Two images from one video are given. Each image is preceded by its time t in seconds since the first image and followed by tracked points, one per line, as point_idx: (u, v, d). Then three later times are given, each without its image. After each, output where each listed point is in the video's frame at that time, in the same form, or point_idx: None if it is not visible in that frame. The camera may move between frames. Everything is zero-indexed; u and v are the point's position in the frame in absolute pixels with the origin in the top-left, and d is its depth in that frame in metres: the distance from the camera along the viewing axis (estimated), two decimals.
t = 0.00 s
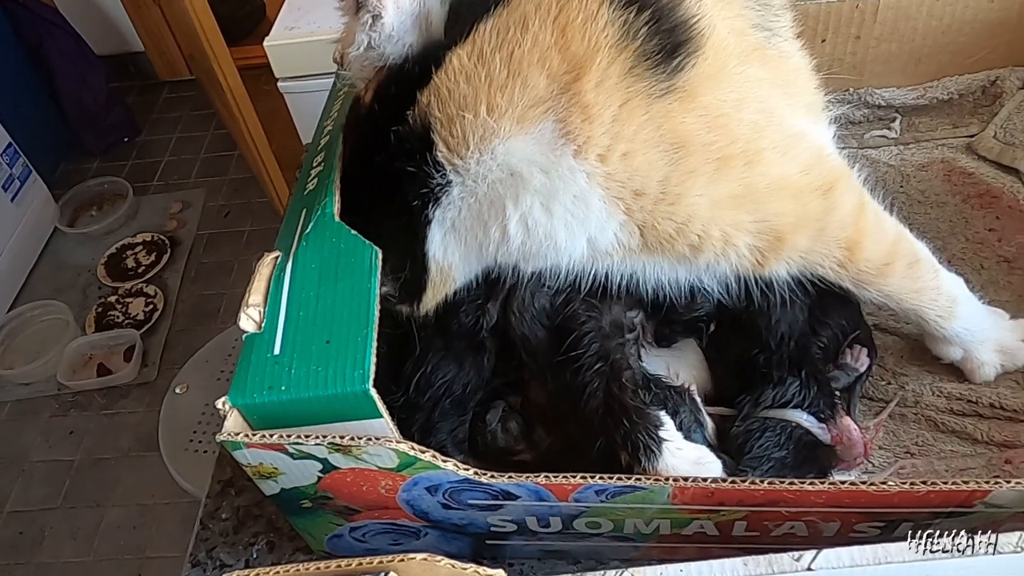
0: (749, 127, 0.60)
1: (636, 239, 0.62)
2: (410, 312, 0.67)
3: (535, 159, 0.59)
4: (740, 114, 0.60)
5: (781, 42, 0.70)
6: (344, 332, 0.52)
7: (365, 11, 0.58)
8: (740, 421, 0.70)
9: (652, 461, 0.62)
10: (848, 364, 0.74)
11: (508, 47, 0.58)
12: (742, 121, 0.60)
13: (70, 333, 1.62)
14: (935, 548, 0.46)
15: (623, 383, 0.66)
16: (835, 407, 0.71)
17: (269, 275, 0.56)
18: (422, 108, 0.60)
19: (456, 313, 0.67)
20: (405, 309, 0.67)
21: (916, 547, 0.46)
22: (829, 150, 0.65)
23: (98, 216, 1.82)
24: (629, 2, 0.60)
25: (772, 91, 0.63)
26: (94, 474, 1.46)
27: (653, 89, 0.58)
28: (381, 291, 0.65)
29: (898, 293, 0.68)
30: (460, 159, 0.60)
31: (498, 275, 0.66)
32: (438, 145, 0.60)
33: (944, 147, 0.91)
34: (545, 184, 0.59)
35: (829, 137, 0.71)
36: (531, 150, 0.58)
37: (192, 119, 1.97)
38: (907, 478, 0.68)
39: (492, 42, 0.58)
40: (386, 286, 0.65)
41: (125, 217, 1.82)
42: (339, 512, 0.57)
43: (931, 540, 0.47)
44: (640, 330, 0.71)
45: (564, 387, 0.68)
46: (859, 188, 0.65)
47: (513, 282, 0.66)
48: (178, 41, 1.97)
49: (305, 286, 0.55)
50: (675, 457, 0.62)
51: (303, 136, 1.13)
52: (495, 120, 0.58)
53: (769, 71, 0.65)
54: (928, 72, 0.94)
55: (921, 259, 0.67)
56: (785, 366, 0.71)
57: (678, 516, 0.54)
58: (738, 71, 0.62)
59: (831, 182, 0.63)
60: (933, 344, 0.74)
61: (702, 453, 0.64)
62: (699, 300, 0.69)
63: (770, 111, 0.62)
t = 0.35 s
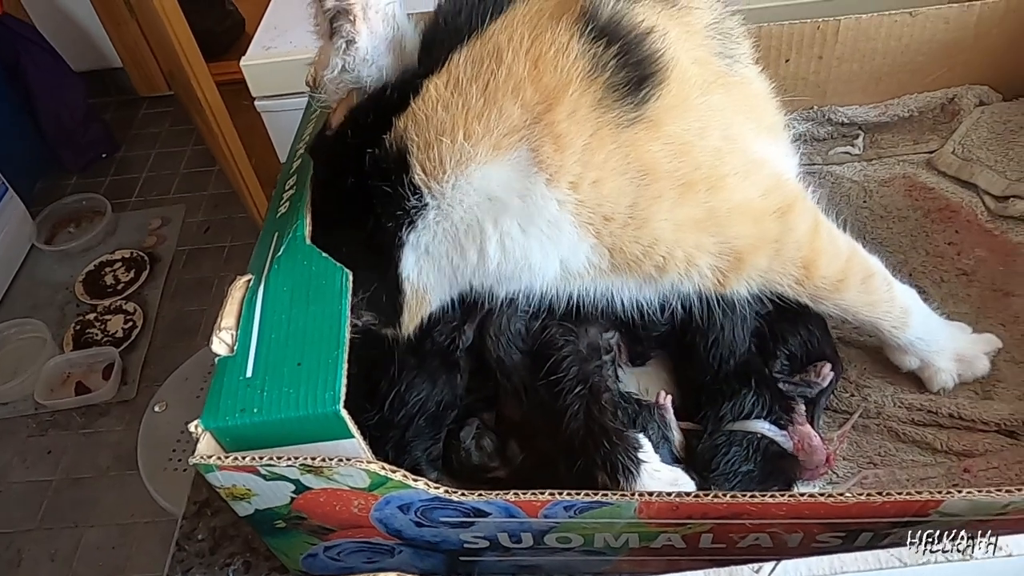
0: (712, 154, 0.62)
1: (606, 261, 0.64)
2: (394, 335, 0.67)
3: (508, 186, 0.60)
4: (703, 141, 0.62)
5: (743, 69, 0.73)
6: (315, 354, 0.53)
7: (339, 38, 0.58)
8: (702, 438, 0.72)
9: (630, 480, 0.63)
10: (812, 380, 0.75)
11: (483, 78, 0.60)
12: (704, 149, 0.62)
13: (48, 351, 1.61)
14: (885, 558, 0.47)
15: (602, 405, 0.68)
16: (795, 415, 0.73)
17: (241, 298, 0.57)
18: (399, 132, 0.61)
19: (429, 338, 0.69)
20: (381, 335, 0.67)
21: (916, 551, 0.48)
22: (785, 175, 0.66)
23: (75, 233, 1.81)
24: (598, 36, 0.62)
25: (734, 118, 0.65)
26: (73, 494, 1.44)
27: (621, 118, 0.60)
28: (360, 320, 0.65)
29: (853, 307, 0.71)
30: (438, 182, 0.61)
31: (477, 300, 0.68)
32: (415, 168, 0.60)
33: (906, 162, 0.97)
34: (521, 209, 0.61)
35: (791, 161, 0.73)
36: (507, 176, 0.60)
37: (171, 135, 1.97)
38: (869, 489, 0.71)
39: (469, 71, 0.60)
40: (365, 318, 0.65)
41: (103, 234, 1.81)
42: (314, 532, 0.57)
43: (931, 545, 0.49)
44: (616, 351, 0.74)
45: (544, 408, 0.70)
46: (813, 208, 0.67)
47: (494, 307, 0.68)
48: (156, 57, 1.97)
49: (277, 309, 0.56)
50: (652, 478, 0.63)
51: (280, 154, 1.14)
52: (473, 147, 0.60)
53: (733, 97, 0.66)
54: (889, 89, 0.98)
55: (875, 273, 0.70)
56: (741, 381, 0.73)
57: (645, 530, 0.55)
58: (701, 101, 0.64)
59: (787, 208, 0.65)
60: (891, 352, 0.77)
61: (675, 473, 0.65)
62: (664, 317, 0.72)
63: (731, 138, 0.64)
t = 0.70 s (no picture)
0: (710, 161, 0.63)
1: (605, 269, 0.64)
2: (399, 349, 0.68)
3: (507, 193, 0.60)
4: (702, 148, 0.63)
5: (739, 79, 0.74)
6: (309, 371, 0.53)
7: (326, 59, 0.60)
8: (700, 453, 0.71)
9: (623, 485, 0.63)
10: (800, 390, 0.76)
11: (482, 85, 0.61)
12: (703, 154, 0.63)
13: (40, 361, 1.60)
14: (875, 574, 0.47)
15: (594, 410, 0.68)
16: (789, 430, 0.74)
17: (236, 313, 0.58)
18: (399, 142, 0.62)
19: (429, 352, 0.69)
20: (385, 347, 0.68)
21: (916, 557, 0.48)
22: (779, 185, 0.67)
23: (69, 243, 1.81)
24: (596, 43, 0.63)
25: (729, 128, 0.66)
26: (65, 506, 1.42)
27: (621, 124, 0.61)
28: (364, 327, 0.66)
29: (848, 316, 0.71)
30: (438, 191, 0.61)
31: (478, 307, 0.68)
32: (416, 178, 0.61)
33: (895, 175, 0.98)
34: (518, 216, 0.61)
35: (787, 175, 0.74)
36: (506, 183, 0.60)
37: (165, 145, 1.96)
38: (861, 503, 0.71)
39: (468, 79, 0.61)
40: (370, 327, 0.66)
41: (97, 244, 1.81)
42: (308, 547, 0.57)
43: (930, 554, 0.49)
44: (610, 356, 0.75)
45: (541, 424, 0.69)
46: (809, 219, 0.68)
47: (496, 313, 0.69)
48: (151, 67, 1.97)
49: (273, 326, 0.56)
50: (645, 483, 0.63)
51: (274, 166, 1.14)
52: (472, 154, 0.60)
53: (728, 107, 0.68)
54: (879, 102, 0.99)
55: (869, 284, 0.71)
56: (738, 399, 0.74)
57: (638, 544, 0.55)
58: (699, 107, 0.65)
59: (784, 215, 0.65)
60: (883, 365, 0.78)
61: (669, 479, 0.64)
62: (662, 326, 0.72)
63: (729, 145, 0.65)
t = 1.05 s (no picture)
0: (705, 153, 0.63)
1: (597, 259, 0.64)
2: (398, 337, 0.67)
3: (497, 178, 0.60)
4: (697, 140, 0.63)
5: (736, 74, 0.74)
6: (303, 373, 0.52)
7: (332, 52, 0.61)
8: (701, 451, 0.71)
9: (627, 477, 0.64)
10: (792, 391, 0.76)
11: (474, 71, 0.61)
12: (698, 146, 0.63)
13: (36, 358, 1.59)
14: None
15: (597, 399, 0.67)
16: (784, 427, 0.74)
17: (229, 314, 0.57)
18: (391, 127, 0.62)
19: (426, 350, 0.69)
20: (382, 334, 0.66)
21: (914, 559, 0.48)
22: (777, 181, 0.67)
23: (64, 239, 1.80)
24: (590, 32, 0.63)
25: (725, 121, 0.66)
26: (62, 503, 1.41)
27: (613, 113, 0.61)
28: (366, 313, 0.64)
29: (846, 316, 0.70)
30: (428, 176, 0.61)
31: (472, 298, 0.67)
32: (407, 162, 0.61)
33: (893, 172, 0.98)
34: (508, 202, 0.61)
35: (783, 169, 0.74)
36: (495, 168, 0.60)
37: (160, 140, 1.95)
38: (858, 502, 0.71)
39: (460, 65, 0.62)
40: (374, 308, 0.64)
41: (92, 240, 1.80)
42: (302, 549, 0.57)
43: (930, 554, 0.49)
44: (611, 348, 0.73)
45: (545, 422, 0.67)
46: (806, 217, 0.67)
47: (492, 303, 0.68)
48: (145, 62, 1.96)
49: (265, 326, 0.56)
50: (651, 474, 0.64)
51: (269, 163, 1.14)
52: (462, 140, 0.60)
53: (724, 99, 0.68)
54: (877, 98, 0.98)
55: (868, 284, 0.70)
56: (739, 399, 0.73)
57: (635, 545, 0.55)
58: (694, 99, 0.65)
59: (780, 210, 0.65)
60: (884, 366, 0.77)
61: (672, 471, 0.66)
62: (661, 321, 0.72)
63: (725, 138, 0.65)
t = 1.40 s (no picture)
0: (696, 142, 0.62)
1: (584, 249, 0.62)
2: (390, 328, 0.67)
3: (483, 164, 0.59)
4: (687, 129, 0.62)
5: (731, 69, 0.73)
6: (296, 375, 0.52)
7: (333, 45, 0.60)
8: (702, 457, 0.70)
9: (638, 480, 0.63)
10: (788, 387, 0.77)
11: (461, 57, 0.61)
12: (688, 136, 0.62)
13: (31, 358, 1.59)
14: None
15: (606, 401, 0.66)
16: (768, 420, 0.75)
17: (221, 316, 0.57)
18: (376, 115, 0.61)
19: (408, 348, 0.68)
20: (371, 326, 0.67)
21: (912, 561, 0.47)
22: (775, 173, 0.66)
23: (59, 238, 1.79)
24: (579, 18, 0.62)
25: (716, 111, 0.66)
26: (58, 502, 1.40)
27: (600, 100, 0.60)
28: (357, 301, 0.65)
29: (842, 320, 0.70)
30: (414, 163, 0.60)
31: (460, 291, 0.66)
32: (392, 148, 0.60)
33: (888, 167, 0.98)
34: (492, 187, 0.59)
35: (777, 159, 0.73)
36: (481, 156, 0.59)
37: (154, 138, 1.94)
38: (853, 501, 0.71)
39: (448, 51, 0.61)
40: (365, 299, 0.65)
41: (87, 239, 1.79)
42: (297, 551, 0.57)
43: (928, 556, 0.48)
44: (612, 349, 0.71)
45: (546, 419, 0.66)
46: (810, 213, 0.67)
47: (485, 296, 0.67)
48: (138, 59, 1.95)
49: (257, 328, 0.55)
50: (661, 476, 0.64)
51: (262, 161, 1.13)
52: (447, 126, 0.59)
53: (715, 88, 0.68)
54: (871, 93, 0.98)
55: (871, 288, 0.69)
56: (722, 386, 0.73)
57: (631, 546, 0.55)
58: (685, 88, 0.64)
59: (780, 204, 0.64)
60: (887, 373, 0.77)
61: (681, 472, 0.65)
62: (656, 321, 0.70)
63: (716, 128, 0.64)
